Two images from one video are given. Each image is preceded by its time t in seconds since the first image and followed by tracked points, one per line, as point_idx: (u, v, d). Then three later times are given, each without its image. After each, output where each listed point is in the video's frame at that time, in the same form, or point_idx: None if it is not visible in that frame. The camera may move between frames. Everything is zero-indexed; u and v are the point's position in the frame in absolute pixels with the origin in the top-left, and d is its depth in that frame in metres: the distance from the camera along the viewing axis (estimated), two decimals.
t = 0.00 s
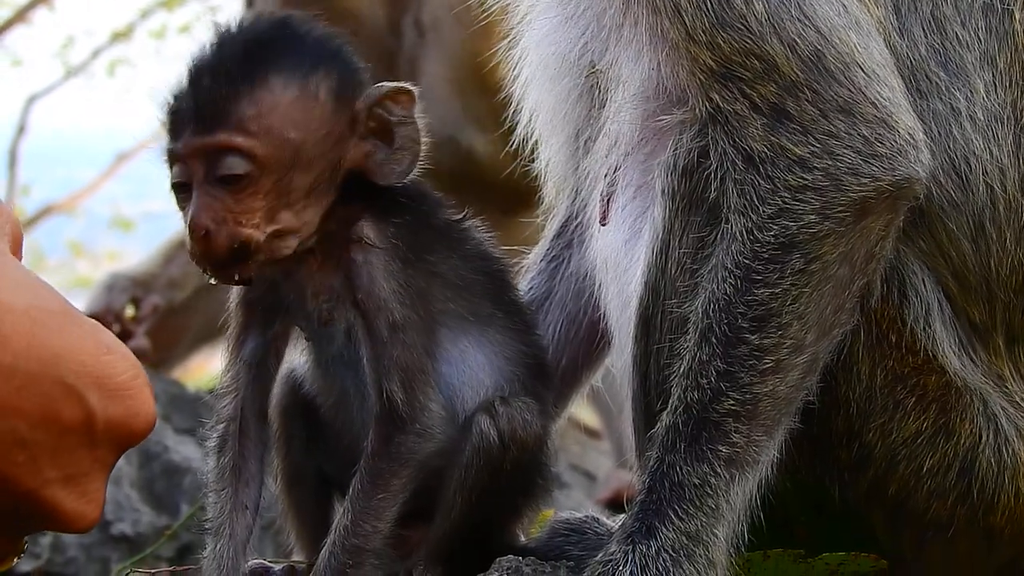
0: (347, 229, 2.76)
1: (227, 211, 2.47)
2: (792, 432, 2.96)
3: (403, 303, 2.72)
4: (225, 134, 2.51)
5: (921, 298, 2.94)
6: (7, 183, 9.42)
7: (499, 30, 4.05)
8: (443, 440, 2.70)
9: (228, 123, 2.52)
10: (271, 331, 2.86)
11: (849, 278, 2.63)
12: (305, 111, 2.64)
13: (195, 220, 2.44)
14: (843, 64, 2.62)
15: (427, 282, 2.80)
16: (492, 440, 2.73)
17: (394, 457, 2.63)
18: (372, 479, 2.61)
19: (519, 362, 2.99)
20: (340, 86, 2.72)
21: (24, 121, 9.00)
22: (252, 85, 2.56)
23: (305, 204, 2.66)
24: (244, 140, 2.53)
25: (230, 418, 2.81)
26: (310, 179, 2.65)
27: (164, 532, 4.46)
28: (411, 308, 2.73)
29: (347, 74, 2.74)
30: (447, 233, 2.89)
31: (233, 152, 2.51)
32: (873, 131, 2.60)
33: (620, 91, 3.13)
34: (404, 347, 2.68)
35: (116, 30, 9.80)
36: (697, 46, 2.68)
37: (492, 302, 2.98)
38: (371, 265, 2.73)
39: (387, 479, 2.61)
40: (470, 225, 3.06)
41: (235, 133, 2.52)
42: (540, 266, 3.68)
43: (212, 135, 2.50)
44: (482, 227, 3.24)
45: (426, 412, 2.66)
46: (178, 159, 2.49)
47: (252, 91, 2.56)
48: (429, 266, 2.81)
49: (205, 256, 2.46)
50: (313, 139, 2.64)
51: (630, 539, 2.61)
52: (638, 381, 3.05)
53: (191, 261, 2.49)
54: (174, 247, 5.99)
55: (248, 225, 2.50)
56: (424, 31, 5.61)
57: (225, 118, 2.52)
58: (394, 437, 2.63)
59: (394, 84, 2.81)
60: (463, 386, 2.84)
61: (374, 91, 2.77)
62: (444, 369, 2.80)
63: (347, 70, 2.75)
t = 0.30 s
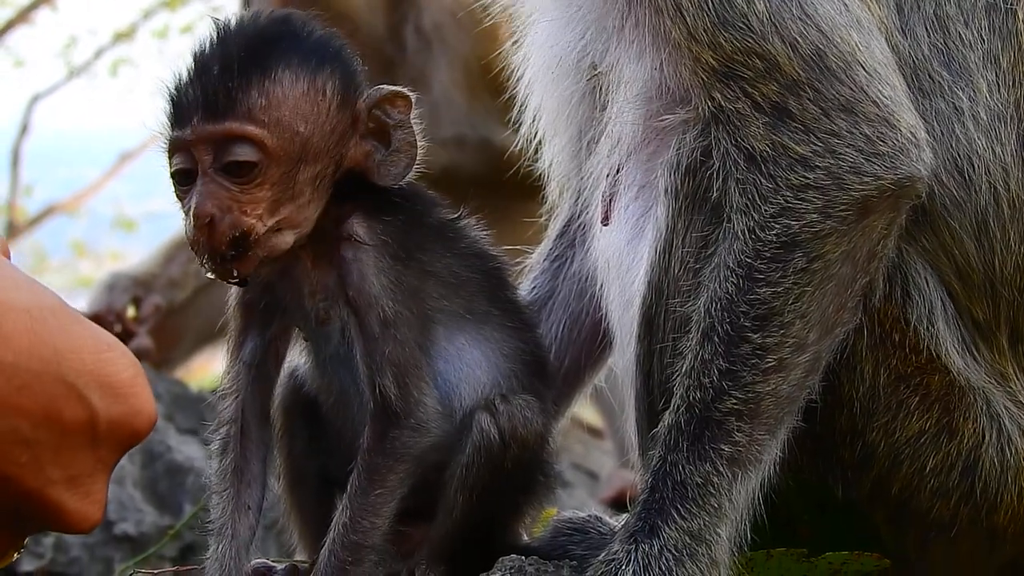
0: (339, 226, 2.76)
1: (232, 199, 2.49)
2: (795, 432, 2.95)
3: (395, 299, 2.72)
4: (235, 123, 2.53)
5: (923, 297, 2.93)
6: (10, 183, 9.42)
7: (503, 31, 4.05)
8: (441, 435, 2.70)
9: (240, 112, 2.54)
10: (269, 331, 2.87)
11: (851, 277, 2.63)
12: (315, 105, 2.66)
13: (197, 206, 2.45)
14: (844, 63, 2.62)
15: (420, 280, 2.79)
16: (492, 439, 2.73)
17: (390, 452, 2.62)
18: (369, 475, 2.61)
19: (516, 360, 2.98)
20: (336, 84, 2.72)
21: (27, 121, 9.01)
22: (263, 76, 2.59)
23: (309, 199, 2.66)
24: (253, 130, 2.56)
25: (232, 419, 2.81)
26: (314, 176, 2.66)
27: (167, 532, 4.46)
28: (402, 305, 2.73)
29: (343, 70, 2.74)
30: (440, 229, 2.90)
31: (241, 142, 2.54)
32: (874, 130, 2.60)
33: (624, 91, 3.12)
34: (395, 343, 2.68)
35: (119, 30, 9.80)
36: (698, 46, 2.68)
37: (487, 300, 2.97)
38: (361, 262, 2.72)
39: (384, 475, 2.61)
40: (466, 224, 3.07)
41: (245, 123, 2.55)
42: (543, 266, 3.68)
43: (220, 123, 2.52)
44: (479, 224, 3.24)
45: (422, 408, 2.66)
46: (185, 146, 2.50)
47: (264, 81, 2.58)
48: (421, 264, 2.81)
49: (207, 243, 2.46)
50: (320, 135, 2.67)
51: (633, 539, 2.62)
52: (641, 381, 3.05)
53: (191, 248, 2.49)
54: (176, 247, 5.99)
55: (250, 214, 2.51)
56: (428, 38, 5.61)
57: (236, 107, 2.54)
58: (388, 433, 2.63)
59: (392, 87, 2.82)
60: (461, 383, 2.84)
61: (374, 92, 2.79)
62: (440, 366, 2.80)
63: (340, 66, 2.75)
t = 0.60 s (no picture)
0: (346, 226, 2.76)
1: (238, 226, 2.51)
2: (795, 430, 2.96)
3: (403, 301, 2.73)
4: (236, 151, 2.53)
5: (925, 297, 2.94)
6: (11, 182, 9.43)
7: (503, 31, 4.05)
8: (445, 437, 2.71)
9: (240, 141, 2.53)
10: (273, 332, 2.87)
11: (852, 275, 2.63)
12: (314, 122, 2.66)
13: (205, 237, 2.47)
14: (843, 62, 2.63)
15: (426, 280, 2.80)
16: (495, 439, 2.73)
17: (396, 454, 2.63)
18: (374, 476, 2.61)
19: (521, 360, 2.99)
20: (342, 85, 2.73)
21: (28, 119, 9.00)
22: (261, 100, 2.58)
23: (315, 215, 2.68)
24: (255, 157, 2.55)
25: (234, 418, 2.81)
26: (319, 192, 2.67)
27: (168, 530, 4.47)
28: (410, 306, 2.73)
29: (347, 75, 2.75)
30: (447, 230, 2.91)
31: (244, 169, 2.54)
32: (874, 129, 2.60)
33: (624, 91, 3.13)
34: (403, 344, 2.68)
35: (121, 29, 9.80)
36: (697, 46, 2.68)
37: (493, 300, 2.98)
38: (371, 263, 2.73)
39: (389, 476, 2.61)
40: (471, 223, 3.08)
41: (246, 150, 2.54)
42: (545, 266, 3.68)
43: (220, 152, 2.51)
44: (483, 224, 3.24)
45: (428, 409, 2.66)
46: (188, 177, 2.51)
47: (263, 104, 2.58)
48: (427, 264, 2.81)
49: (217, 270, 2.51)
50: (322, 152, 2.67)
51: (634, 538, 2.62)
52: (643, 380, 3.06)
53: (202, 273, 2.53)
54: (177, 246, 6.00)
55: (259, 238, 2.54)
56: (436, 43, 5.65)
57: (236, 135, 2.53)
58: (394, 434, 2.64)
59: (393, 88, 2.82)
60: (465, 384, 2.84)
61: (375, 95, 2.79)
62: (444, 366, 2.81)
63: (345, 71, 2.76)
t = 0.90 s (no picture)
0: (347, 229, 2.76)
1: (246, 230, 2.49)
2: (797, 434, 2.96)
3: (404, 303, 2.72)
4: (246, 155, 2.51)
5: (928, 300, 2.94)
6: (13, 184, 9.43)
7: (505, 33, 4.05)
8: (446, 439, 2.70)
9: (250, 145, 2.51)
10: (274, 334, 2.87)
11: (853, 279, 2.63)
12: (322, 126, 2.65)
13: (214, 240, 2.45)
14: (846, 65, 2.62)
15: (427, 283, 2.79)
16: (496, 441, 2.73)
17: (396, 456, 2.62)
18: (375, 478, 2.61)
19: (523, 363, 2.99)
20: (346, 87, 2.72)
21: (30, 121, 9.01)
22: (270, 105, 2.55)
23: (319, 221, 2.67)
24: (264, 160, 2.53)
25: (236, 421, 2.81)
26: (324, 197, 2.66)
27: (170, 533, 4.47)
28: (411, 308, 2.73)
29: (350, 78, 2.75)
30: (448, 232, 2.92)
31: (253, 173, 2.52)
32: (877, 133, 2.60)
33: (626, 94, 3.12)
34: (404, 346, 2.68)
35: (123, 31, 9.81)
36: (700, 49, 2.68)
37: (494, 302, 2.98)
38: (370, 266, 2.72)
39: (390, 478, 2.61)
40: (472, 226, 3.08)
41: (256, 153, 2.52)
42: (547, 269, 3.68)
43: (231, 156, 2.49)
44: (485, 226, 3.23)
45: (429, 412, 2.66)
46: (196, 179, 2.48)
47: (272, 109, 2.55)
48: (428, 267, 2.81)
49: (223, 274, 2.49)
50: (329, 157, 2.66)
51: (636, 542, 2.62)
52: (645, 383, 3.06)
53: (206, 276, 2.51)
54: (179, 248, 6.00)
55: (266, 243, 2.53)
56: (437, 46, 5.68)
57: (246, 138, 2.51)
58: (395, 437, 2.63)
59: (395, 93, 2.81)
60: (467, 386, 2.84)
61: (378, 101, 2.77)
62: (446, 369, 2.80)
63: (349, 74, 2.75)
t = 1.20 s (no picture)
0: (349, 235, 2.76)
1: (267, 227, 2.52)
2: (798, 438, 2.97)
3: (404, 309, 2.73)
4: (270, 152, 2.53)
5: (928, 302, 2.94)
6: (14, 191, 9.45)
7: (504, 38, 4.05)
8: (448, 445, 2.71)
9: (275, 142, 2.54)
10: (277, 341, 2.87)
11: (853, 283, 2.63)
12: (341, 126, 2.67)
13: (235, 236, 2.48)
14: (845, 69, 2.63)
15: (428, 289, 2.80)
16: (497, 446, 2.73)
17: (398, 462, 2.63)
18: (376, 484, 2.61)
19: (526, 366, 2.99)
20: (355, 92, 2.72)
21: (30, 128, 9.02)
22: (293, 104, 2.57)
23: (336, 220, 2.70)
24: (289, 157, 2.56)
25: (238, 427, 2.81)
26: (341, 197, 2.69)
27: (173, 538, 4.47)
28: (412, 314, 2.74)
29: (361, 83, 2.74)
30: (450, 237, 2.92)
31: (277, 169, 2.54)
32: (876, 136, 2.60)
33: (625, 98, 3.12)
34: (405, 352, 2.69)
35: (123, 37, 9.82)
36: (699, 54, 2.69)
37: (495, 306, 2.98)
38: (371, 272, 2.73)
39: (392, 484, 2.62)
40: (474, 230, 3.08)
41: (280, 150, 2.55)
42: (547, 273, 3.68)
43: (256, 152, 2.51)
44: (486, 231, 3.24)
45: (430, 417, 2.67)
46: (218, 174, 2.50)
47: (296, 107, 2.57)
48: (429, 272, 2.82)
49: (241, 271, 2.51)
50: (348, 157, 2.68)
51: (637, 546, 2.63)
52: (645, 387, 3.06)
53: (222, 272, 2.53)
54: (180, 253, 6.01)
55: (285, 241, 2.55)
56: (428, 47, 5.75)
57: (272, 135, 2.53)
58: (395, 442, 2.64)
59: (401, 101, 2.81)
60: (469, 390, 2.84)
61: (388, 107, 2.78)
62: (448, 372, 2.81)
63: (361, 77, 2.75)
